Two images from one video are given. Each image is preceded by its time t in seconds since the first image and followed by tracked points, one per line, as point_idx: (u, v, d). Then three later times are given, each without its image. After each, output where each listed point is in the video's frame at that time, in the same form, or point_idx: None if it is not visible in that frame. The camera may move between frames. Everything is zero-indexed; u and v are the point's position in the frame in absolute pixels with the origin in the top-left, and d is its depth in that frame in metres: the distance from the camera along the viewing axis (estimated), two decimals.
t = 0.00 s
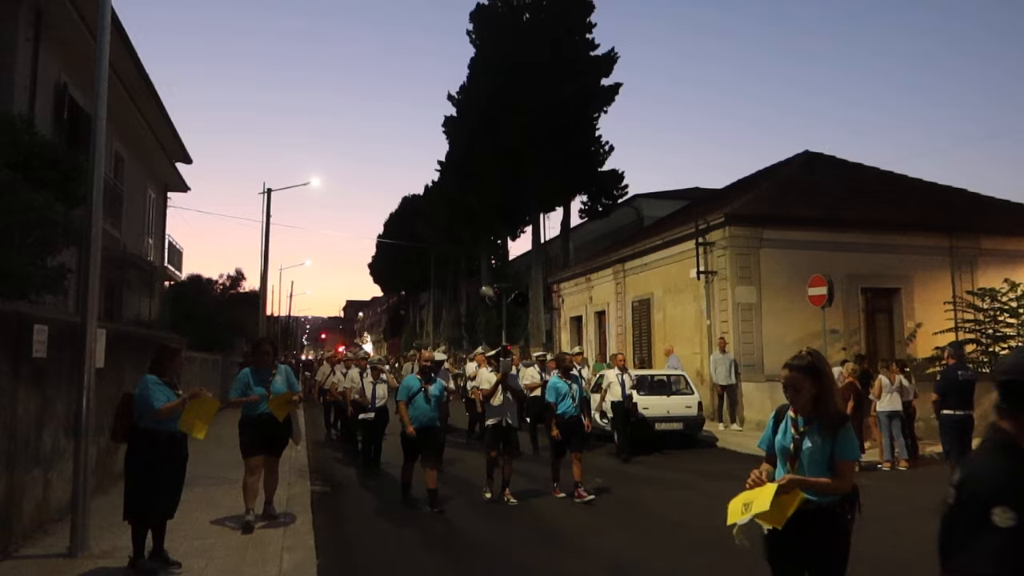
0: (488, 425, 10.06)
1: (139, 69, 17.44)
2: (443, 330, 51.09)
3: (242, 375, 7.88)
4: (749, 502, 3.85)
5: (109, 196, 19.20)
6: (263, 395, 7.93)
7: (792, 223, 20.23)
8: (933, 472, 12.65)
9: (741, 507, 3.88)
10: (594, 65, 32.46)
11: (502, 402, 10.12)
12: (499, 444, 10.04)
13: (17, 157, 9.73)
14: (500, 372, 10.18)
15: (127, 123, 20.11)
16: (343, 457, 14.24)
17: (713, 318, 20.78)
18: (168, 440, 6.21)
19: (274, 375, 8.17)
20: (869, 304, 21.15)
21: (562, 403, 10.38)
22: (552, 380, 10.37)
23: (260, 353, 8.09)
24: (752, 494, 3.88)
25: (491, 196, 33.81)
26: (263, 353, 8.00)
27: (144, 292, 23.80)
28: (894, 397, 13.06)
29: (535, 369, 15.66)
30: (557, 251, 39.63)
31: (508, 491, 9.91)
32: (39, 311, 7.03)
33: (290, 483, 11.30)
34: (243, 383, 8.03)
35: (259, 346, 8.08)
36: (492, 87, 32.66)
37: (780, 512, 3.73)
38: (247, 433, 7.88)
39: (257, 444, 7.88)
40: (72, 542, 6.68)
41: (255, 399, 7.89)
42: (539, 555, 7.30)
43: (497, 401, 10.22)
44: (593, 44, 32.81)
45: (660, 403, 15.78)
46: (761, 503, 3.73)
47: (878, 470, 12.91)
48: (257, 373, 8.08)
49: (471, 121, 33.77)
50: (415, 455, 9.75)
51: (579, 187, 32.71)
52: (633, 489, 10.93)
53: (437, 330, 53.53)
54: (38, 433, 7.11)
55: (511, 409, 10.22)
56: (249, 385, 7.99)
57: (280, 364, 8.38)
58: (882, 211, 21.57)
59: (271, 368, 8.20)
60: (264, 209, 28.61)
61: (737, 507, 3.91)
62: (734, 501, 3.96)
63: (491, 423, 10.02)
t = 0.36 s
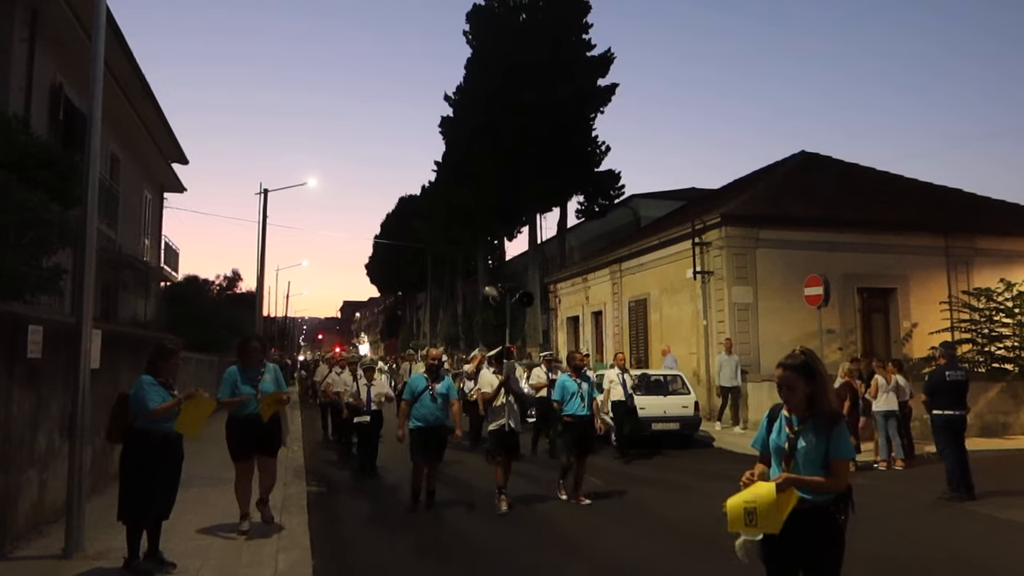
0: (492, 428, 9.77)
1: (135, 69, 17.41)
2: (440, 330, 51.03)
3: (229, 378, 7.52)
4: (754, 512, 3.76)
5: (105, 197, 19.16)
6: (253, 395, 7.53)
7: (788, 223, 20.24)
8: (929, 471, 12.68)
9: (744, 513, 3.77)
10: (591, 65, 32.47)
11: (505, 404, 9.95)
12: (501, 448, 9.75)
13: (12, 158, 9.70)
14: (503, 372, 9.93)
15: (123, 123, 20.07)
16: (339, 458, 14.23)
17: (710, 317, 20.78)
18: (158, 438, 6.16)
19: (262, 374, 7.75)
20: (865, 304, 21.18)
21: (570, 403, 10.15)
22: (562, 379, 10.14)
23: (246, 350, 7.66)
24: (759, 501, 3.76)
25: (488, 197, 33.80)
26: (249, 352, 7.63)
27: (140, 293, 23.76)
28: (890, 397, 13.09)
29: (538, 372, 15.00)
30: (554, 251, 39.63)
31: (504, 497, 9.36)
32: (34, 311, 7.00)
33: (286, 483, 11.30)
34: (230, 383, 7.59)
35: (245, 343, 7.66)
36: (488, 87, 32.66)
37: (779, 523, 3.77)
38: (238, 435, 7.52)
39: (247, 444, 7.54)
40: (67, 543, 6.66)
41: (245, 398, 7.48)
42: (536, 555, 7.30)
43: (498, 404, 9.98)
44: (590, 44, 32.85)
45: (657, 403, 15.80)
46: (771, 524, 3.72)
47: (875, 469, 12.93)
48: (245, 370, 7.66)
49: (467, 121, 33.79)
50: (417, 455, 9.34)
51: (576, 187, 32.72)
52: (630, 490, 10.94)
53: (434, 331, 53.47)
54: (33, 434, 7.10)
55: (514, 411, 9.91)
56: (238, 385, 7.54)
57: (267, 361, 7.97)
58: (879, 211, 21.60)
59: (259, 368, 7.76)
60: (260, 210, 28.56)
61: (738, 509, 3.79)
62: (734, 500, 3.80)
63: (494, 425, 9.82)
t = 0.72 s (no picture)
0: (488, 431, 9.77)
1: (128, 69, 17.36)
2: (435, 331, 50.97)
3: (224, 381, 7.16)
4: (746, 512, 3.77)
5: (98, 197, 19.09)
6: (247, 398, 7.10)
7: (782, 224, 20.28)
8: (922, 472, 12.73)
9: (734, 513, 3.78)
10: (585, 66, 32.51)
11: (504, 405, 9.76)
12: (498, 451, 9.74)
13: (4, 157, 9.67)
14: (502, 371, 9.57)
15: (116, 123, 20.00)
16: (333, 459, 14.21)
17: (704, 318, 20.81)
18: (156, 444, 6.17)
19: (256, 377, 7.35)
20: (859, 304, 21.25)
21: (576, 406, 9.64)
22: (566, 381, 9.63)
23: (240, 352, 7.41)
24: (751, 502, 3.76)
25: (482, 197, 33.80)
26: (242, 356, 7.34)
27: (133, 293, 23.68)
28: (883, 397, 13.17)
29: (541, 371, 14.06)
30: (549, 252, 39.62)
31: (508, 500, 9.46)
32: (26, 312, 6.97)
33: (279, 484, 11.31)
34: (224, 386, 7.21)
35: (240, 344, 7.40)
36: (483, 87, 32.66)
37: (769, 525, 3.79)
38: (234, 441, 7.09)
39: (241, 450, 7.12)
40: (58, 543, 6.64)
41: (240, 401, 7.06)
42: (530, 556, 7.31)
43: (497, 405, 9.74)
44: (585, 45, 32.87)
45: (651, 403, 15.83)
46: (763, 527, 3.73)
47: (868, 470, 12.98)
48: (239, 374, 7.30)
49: (462, 122, 33.78)
50: (419, 457, 9.08)
51: (570, 188, 32.73)
52: (624, 491, 10.96)
53: (428, 332, 53.43)
54: (24, 435, 7.06)
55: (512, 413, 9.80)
56: (232, 388, 7.18)
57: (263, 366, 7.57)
58: (872, 212, 21.66)
59: (254, 370, 7.38)
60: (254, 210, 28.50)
61: (730, 509, 3.79)
62: (726, 498, 3.80)
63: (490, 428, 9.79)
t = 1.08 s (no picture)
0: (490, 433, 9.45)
1: (121, 65, 17.29)
2: (428, 329, 50.91)
3: (220, 376, 6.92)
4: (739, 509, 3.78)
5: (90, 194, 19.01)
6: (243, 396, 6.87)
7: (775, 222, 20.34)
8: (913, 470, 12.80)
9: (728, 510, 3.78)
10: (579, 64, 32.54)
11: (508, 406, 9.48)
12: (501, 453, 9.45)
13: None
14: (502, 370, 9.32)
15: (108, 120, 19.91)
16: (327, 457, 14.18)
17: (697, 316, 20.86)
18: (145, 442, 6.12)
19: (255, 375, 7.09)
20: (851, 303, 21.32)
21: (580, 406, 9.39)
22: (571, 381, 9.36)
23: (238, 348, 7.08)
24: (744, 499, 3.77)
25: (475, 196, 33.78)
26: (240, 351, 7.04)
27: (125, 291, 23.59)
28: (874, 396, 13.22)
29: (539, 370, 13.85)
30: (542, 250, 39.63)
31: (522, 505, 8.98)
32: (16, 310, 6.94)
33: (272, 482, 11.31)
34: (221, 384, 6.95)
35: (237, 340, 7.08)
36: (477, 85, 32.65)
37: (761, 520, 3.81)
38: (230, 442, 6.86)
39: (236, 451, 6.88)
40: (49, 542, 6.62)
41: (237, 400, 6.82)
42: (522, 555, 7.33)
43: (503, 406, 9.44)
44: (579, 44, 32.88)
45: (645, 402, 15.85)
46: (756, 523, 3.75)
47: (859, 468, 13.05)
48: (237, 371, 7.02)
49: (455, 120, 33.77)
50: (415, 458, 9.02)
51: (564, 186, 32.74)
52: (617, 490, 10.99)
53: (421, 330, 53.36)
54: (15, 433, 7.04)
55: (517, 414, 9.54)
56: (229, 385, 6.93)
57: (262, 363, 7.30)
58: (865, 211, 21.73)
59: (253, 369, 7.11)
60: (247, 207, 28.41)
61: (723, 505, 3.79)
62: (718, 495, 3.80)
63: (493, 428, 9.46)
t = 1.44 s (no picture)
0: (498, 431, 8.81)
1: (116, 62, 17.25)
2: (424, 327, 50.87)
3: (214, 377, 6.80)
4: (738, 507, 3.79)
5: (86, 190, 18.97)
6: (240, 400, 6.76)
7: (772, 222, 20.37)
8: (907, 469, 12.84)
9: (727, 507, 3.80)
10: (576, 63, 32.53)
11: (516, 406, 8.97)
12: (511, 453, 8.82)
13: None
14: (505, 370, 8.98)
15: (104, 117, 19.86)
16: (322, 455, 14.17)
17: (693, 316, 20.88)
18: (139, 440, 6.11)
19: (250, 376, 6.99)
20: (846, 302, 21.37)
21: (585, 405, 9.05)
22: (574, 380, 9.04)
23: (233, 346, 6.96)
24: (743, 497, 3.79)
25: (472, 194, 33.75)
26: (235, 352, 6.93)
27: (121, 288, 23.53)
28: (871, 395, 13.23)
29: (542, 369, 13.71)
30: (538, 249, 39.64)
31: (505, 510, 8.69)
32: (11, 307, 6.92)
33: (268, 480, 11.31)
34: (215, 386, 6.82)
35: (230, 339, 6.96)
36: (474, 83, 32.63)
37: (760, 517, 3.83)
38: (223, 443, 6.66)
39: (238, 454, 6.73)
40: (45, 539, 6.60)
41: (233, 404, 6.70)
42: (518, 553, 7.34)
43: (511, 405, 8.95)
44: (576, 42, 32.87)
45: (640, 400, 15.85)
46: (756, 520, 3.77)
47: (854, 467, 13.09)
48: (231, 372, 6.90)
49: (451, 118, 33.74)
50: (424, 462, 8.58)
51: (561, 184, 32.74)
52: (612, 489, 10.99)
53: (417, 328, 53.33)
54: (10, 430, 7.02)
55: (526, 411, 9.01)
56: (223, 386, 6.81)
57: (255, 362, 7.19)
58: (860, 210, 21.78)
59: (247, 370, 7.01)
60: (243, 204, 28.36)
61: (723, 503, 3.80)
62: (718, 493, 3.81)
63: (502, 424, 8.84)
